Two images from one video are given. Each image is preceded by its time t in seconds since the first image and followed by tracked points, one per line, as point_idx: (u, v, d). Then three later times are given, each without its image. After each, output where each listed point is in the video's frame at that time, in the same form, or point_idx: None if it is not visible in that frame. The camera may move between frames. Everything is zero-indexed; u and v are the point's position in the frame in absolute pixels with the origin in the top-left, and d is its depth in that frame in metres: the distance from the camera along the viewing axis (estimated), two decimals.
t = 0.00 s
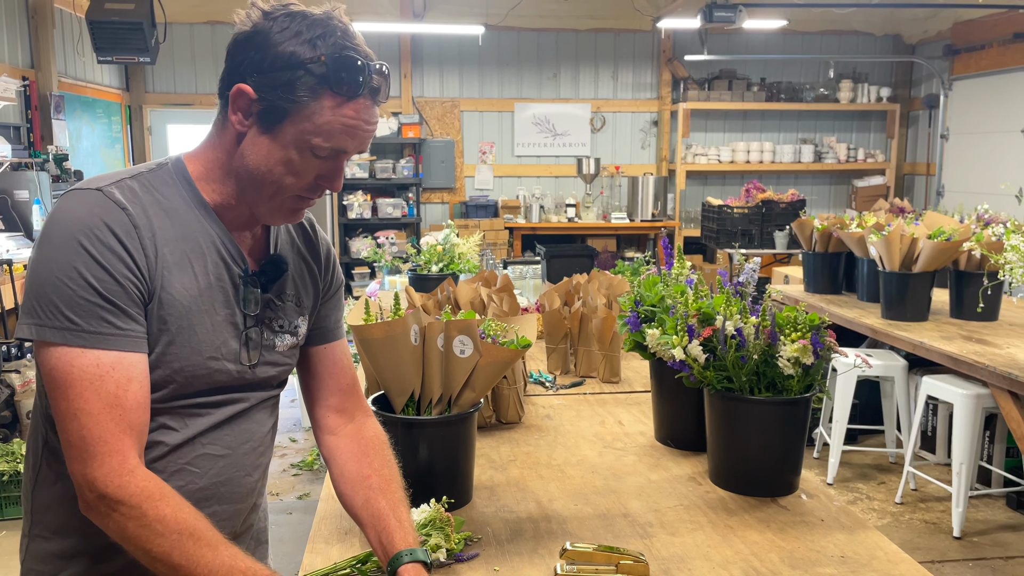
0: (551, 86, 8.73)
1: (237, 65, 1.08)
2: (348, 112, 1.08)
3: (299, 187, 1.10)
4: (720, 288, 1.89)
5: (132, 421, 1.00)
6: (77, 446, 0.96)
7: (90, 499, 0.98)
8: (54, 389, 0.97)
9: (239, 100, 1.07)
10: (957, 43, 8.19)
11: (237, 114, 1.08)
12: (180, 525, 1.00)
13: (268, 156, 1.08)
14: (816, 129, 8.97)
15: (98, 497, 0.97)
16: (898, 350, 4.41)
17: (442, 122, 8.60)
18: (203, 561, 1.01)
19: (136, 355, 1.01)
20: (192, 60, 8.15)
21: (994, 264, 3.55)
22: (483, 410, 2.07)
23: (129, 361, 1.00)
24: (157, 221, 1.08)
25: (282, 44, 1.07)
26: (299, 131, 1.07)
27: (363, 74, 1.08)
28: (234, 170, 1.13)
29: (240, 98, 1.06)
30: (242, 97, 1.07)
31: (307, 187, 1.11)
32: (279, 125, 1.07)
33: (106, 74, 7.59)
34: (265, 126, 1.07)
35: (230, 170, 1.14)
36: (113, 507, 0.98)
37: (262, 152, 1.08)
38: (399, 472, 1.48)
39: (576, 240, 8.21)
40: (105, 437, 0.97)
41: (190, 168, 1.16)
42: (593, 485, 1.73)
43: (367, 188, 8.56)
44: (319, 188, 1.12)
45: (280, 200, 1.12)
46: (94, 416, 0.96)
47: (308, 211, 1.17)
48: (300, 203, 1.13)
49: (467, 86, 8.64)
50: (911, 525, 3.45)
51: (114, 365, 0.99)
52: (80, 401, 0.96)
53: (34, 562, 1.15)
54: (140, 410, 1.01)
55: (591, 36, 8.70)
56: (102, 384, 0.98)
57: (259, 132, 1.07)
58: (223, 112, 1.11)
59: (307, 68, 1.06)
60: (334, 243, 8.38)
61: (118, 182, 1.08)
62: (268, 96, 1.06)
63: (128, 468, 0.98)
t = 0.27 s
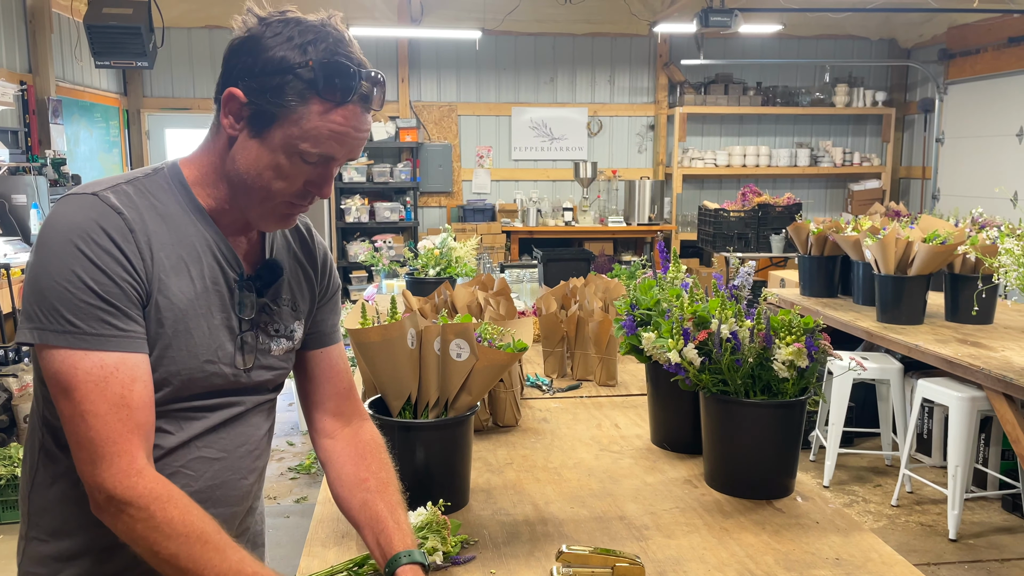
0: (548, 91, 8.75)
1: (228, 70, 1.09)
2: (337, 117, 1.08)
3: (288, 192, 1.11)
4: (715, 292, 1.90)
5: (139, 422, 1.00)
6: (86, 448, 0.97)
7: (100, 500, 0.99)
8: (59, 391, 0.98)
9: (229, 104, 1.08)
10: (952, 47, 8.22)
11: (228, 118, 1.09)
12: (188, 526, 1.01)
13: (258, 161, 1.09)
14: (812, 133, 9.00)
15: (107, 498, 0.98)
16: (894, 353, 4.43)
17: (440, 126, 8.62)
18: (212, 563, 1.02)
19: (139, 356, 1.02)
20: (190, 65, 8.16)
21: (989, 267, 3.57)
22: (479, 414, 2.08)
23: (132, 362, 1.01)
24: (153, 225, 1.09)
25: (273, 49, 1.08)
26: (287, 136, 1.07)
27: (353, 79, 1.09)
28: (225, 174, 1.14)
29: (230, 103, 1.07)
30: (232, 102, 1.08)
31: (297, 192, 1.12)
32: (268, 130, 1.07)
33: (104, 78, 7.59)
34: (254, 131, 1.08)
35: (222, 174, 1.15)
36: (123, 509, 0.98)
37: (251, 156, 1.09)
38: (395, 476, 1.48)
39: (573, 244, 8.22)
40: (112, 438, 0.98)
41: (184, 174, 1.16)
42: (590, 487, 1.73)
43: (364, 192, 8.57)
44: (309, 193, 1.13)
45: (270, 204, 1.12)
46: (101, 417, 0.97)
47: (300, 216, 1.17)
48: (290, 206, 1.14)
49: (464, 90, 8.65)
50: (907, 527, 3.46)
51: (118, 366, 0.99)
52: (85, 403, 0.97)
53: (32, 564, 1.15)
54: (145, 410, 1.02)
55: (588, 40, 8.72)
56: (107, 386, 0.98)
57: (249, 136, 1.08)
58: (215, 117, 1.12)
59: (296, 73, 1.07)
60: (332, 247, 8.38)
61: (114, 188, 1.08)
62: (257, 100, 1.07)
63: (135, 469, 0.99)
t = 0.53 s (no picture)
0: (547, 93, 8.76)
1: (226, 69, 1.10)
2: (333, 115, 1.08)
3: (284, 191, 1.11)
4: (713, 294, 1.90)
5: (128, 426, 1.01)
6: (75, 451, 0.97)
7: (88, 503, 0.99)
8: (51, 395, 0.98)
9: (227, 102, 1.09)
10: (950, 50, 8.24)
11: (225, 116, 1.09)
12: (177, 529, 1.01)
13: (253, 159, 1.09)
14: (810, 136, 9.02)
15: (95, 502, 0.98)
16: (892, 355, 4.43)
17: (438, 129, 8.63)
18: (202, 563, 1.01)
19: (131, 360, 1.02)
20: (188, 68, 8.17)
21: (986, 269, 3.58)
22: (478, 416, 2.08)
23: (124, 366, 1.01)
24: (150, 228, 1.10)
25: (271, 48, 1.09)
26: (283, 133, 1.07)
27: (350, 78, 1.09)
28: (221, 174, 1.14)
29: (227, 101, 1.08)
30: (229, 101, 1.08)
31: (292, 191, 1.12)
32: (264, 127, 1.08)
33: (102, 81, 7.60)
34: (251, 128, 1.08)
35: (218, 175, 1.15)
36: (110, 512, 0.99)
37: (247, 154, 1.09)
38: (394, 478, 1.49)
39: (571, 246, 8.23)
40: (101, 442, 0.98)
41: (182, 175, 1.17)
42: (587, 490, 1.74)
43: (363, 194, 8.57)
44: (304, 192, 1.13)
45: (266, 203, 1.12)
46: (90, 421, 0.97)
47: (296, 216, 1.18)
48: (286, 206, 1.14)
49: (462, 93, 8.66)
50: (905, 530, 3.46)
51: (109, 369, 1.00)
52: (76, 406, 0.97)
53: (30, 568, 1.15)
54: (136, 414, 1.02)
55: (586, 43, 8.74)
56: (97, 390, 0.99)
57: (245, 134, 1.09)
58: (213, 117, 1.13)
59: (292, 71, 1.07)
60: (330, 250, 8.38)
61: (112, 191, 1.09)
62: (254, 98, 1.07)
63: (123, 473, 0.99)
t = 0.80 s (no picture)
0: (545, 96, 8.77)
1: (230, 73, 1.10)
2: (334, 125, 1.09)
3: (282, 198, 1.12)
4: (712, 296, 1.91)
5: (120, 433, 1.00)
6: (64, 455, 0.97)
7: (73, 507, 0.99)
8: (46, 398, 0.98)
9: (229, 107, 1.09)
10: (948, 53, 8.26)
11: (227, 121, 1.10)
12: (158, 545, 1.00)
13: (253, 164, 1.09)
14: (808, 138, 9.03)
15: (79, 507, 0.98)
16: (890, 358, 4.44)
17: (437, 132, 8.63)
18: None
19: (126, 367, 1.02)
20: (188, 70, 8.18)
21: (984, 272, 3.59)
22: (477, 418, 2.08)
23: (119, 371, 1.01)
24: (151, 232, 1.10)
25: (274, 55, 1.09)
26: (284, 140, 1.08)
27: (352, 88, 1.10)
28: (222, 178, 1.14)
29: (229, 105, 1.09)
30: (231, 106, 1.09)
31: (291, 199, 1.12)
32: (265, 134, 1.08)
33: (101, 84, 7.61)
34: (252, 134, 1.09)
35: (219, 179, 1.16)
36: (93, 519, 0.98)
37: (247, 159, 1.10)
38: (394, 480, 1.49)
39: (570, 249, 8.24)
40: (91, 448, 0.98)
41: (184, 179, 1.17)
42: (587, 492, 1.74)
43: (362, 197, 8.58)
44: (303, 199, 1.14)
45: (264, 209, 1.13)
46: (83, 427, 0.97)
47: (294, 222, 1.18)
48: (284, 212, 1.14)
49: (461, 95, 8.67)
50: (904, 532, 3.46)
51: (104, 375, 1.00)
52: (69, 411, 0.97)
53: (32, 570, 1.16)
54: (129, 421, 1.02)
55: (585, 46, 8.75)
56: (92, 394, 0.99)
57: (246, 139, 1.09)
58: (214, 120, 1.13)
59: (294, 80, 1.08)
60: (329, 252, 8.39)
61: (114, 196, 1.09)
62: (256, 104, 1.08)
63: (111, 481, 0.99)
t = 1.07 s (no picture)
0: (545, 97, 8.77)
1: (240, 79, 1.10)
2: (343, 136, 1.09)
3: (287, 205, 1.12)
4: (712, 297, 1.90)
5: (90, 438, 1.00)
6: (31, 454, 0.97)
7: (32, 504, 0.99)
8: (25, 395, 0.98)
9: (238, 113, 1.09)
10: (947, 54, 8.26)
11: (235, 126, 1.10)
12: (102, 562, 1.00)
13: (260, 171, 1.10)
14: (808, 140, 9.04)
15: (36, 506, 0.99)
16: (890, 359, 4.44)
17: (436, 133, 8.63)
18: None
19: (105, 370, 1.02)
20: (187, 71, 8.18)
21: (984, 273, 3.59)
22: (477, 419, 2.08)
23: (96, 376, 1.01)
24: (149, 234, 1.10)
25: (286, 64, 1.09)
26: (292, 150, 1.08)
27: (361, 99, 1.10)
28: (226, 181, 1.14)
29: (238, 111, 1.08)
30: (240, 111, 1.08)
31: (295, 207, 1.12)
32: (273, 141, 1.08)
33: (101, 85, 7.61)
34: (260, 141, 1.09)
35: (223, 183, 1.16)
36: (47, 519, 0.99)
37: (254, 165, 1.10)
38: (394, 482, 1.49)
39: (570, 250, 8.24)
40: (58, 450, 0.98)
41: (187, 180, 1.17)
42: (587, 492, 1.74)
43: (362, 198, 8.58)
44: (307, 207, 1.14)
45: (268, 215, 1.13)
46: (54, 428, 0.97)
47: (297, 229, 1.18)
48: (287, 219, 1.14)
49: (460, 97, 8.67)
50: (903, 533, 3.46)
51: (81, 378, 1.00)
52: (42, 411, 0.97)
53: (33, 570, 1.16)
54: (100, 427, 1.02)
55: (584, 48, 8.76)
56: (66, 396, 0.99)
57: (254, 146, 1.09)
58: (221, 125, 1.13)
59: (306, 90, 1.08)
60: (329, 253, 8.39)
61: (114, 196, 1.09)
62: (266, 112, 1.08)
63: (72, 486, 0.99)
